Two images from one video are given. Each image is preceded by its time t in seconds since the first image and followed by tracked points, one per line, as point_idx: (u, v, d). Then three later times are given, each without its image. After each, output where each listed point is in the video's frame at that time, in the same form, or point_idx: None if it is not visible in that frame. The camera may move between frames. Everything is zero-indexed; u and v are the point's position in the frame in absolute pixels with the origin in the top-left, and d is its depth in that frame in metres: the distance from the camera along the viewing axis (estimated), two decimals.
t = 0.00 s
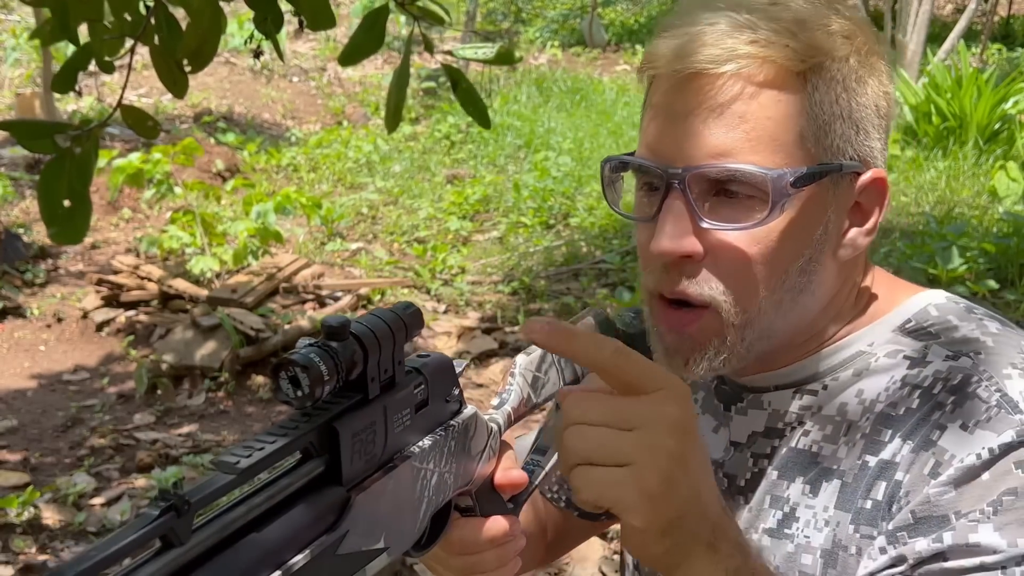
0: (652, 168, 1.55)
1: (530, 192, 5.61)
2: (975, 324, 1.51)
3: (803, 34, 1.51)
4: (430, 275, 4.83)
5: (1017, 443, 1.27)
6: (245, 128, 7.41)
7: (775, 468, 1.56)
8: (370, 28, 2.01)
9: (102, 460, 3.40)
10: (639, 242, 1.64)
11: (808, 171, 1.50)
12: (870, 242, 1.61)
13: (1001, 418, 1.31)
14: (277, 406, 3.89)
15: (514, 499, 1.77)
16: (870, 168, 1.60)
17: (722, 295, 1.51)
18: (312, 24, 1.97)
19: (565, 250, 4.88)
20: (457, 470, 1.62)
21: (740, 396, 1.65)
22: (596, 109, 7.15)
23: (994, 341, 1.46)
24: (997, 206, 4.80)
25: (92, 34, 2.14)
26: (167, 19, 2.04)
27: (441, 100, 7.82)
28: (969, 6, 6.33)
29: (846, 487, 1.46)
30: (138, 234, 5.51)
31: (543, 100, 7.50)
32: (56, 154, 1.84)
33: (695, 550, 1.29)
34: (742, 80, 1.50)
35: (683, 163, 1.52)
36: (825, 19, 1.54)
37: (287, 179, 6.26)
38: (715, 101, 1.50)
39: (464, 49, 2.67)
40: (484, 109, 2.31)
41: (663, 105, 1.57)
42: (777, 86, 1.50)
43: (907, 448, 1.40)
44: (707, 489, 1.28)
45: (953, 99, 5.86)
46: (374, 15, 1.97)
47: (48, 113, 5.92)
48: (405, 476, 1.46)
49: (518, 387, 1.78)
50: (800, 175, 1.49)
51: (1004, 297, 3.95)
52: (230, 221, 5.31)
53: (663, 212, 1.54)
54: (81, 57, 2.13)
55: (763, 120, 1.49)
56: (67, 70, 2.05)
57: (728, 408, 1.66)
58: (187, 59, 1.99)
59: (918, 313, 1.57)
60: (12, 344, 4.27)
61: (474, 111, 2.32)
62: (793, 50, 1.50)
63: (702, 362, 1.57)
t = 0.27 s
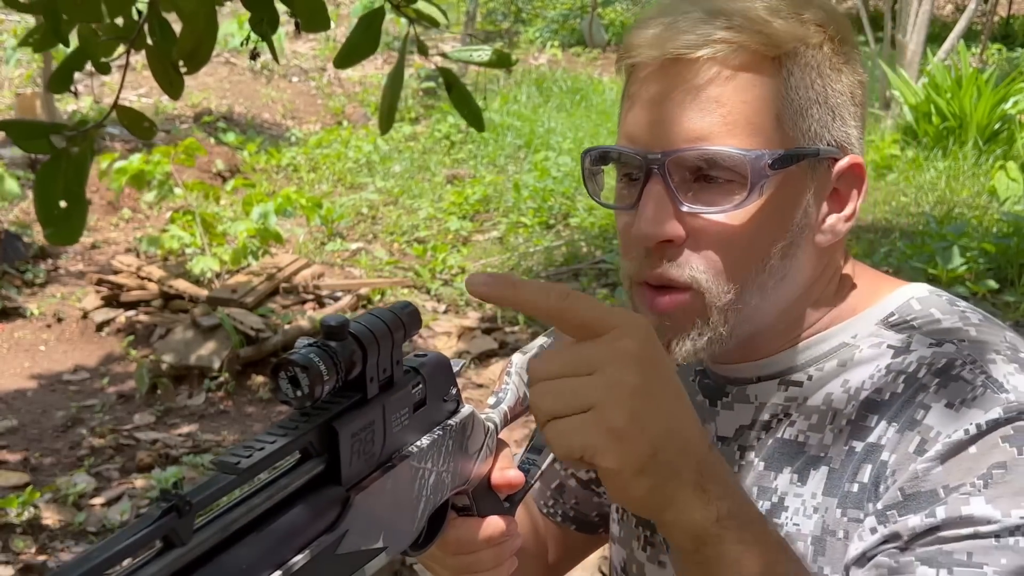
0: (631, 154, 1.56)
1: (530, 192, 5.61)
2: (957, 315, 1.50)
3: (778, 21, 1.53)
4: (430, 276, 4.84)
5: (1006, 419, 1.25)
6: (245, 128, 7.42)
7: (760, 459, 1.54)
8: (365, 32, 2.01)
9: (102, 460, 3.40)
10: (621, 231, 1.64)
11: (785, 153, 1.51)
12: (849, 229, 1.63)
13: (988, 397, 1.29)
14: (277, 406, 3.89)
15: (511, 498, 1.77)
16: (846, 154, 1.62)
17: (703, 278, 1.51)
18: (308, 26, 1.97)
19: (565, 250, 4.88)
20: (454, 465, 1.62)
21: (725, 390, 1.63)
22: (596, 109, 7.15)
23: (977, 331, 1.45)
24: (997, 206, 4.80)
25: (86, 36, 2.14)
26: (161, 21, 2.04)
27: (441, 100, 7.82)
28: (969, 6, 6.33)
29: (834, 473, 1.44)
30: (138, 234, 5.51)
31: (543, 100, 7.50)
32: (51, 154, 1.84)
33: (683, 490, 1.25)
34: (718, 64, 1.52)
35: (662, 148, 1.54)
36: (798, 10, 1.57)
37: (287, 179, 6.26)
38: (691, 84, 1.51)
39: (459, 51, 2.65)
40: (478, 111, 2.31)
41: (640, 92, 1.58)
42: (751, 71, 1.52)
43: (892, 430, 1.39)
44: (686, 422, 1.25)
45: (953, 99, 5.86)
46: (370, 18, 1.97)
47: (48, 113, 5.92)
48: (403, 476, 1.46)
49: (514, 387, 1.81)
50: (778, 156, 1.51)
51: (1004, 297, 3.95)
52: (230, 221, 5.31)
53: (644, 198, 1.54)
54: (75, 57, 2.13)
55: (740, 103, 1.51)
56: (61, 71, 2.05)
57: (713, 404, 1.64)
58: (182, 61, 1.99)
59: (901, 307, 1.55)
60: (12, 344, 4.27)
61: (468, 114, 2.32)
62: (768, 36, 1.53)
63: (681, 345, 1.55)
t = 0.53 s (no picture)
0: (611, 150, 1.58)
1: (530, 192, 5.61)
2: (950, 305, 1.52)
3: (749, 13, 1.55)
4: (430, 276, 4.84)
5: (1006, 391, 1.26)
6: (245, 128, 7.42)
7: (757, 454, 1.53)
8: (359, 33, 2.01)
9: (102, 460, 3.41)
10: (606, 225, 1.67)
11: (763, 141, 1.53)
12: (835, 220, 1.64)
13: (985, 373, 1.31)
14: (277, 406, 3.89)
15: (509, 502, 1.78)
16: (826, 145, 1.64)
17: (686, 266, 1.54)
18: (303, 26, 1.97)
19: (565, 250, 4.87)
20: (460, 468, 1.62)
21: (720, 389, 1.62)
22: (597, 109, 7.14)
23: (970, 321, 1.47)
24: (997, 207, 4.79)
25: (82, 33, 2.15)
26: (158, 20, 2.05)
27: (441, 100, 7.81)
28: (969, 6, 6.32)
29: (833, 462, 1.43)
30: (138, 234, 5.52)
31: (543, 100, 7.50)
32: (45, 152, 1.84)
33: (651, 435, 1.21)
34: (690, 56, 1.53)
35: (640, 142, 1.55)
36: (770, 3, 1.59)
37: (287, 180, 6.26)
38: (666, 78, 1.53)
39: (453, 53, 2.64)
40: (471, 113, 2.32)
41: (618, 89, 1.60)
42: (724, 62, 1.53)
43: (890, 414, 1.39)
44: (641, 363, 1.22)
45: (953, 99, 5.85)
46: (364, 18, 1.97)
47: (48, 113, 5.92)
48: (409, 480, 1.46)
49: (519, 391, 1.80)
50: (755, 144, 1.53)
51: (1003, 297, 3.95)
52: (230, 221, 5.31)
53: (625, 191, 1.56)
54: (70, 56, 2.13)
55: (716, 94, 1.53)
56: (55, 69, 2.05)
57: (709, 403, 1.63)
58: (177, 59, 1.99)
59: (895, 302, 1.54)
60: (12, 344, 4.27)
61: (461, 116, 2.32)
62: (742, 28, 1.54)
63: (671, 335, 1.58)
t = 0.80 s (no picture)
0: (619, 140, 1.52)
1: (531, 192, 5.61)
2: (947, 316, 1.46)
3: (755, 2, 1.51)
4: (430, 275, 4.84)
5: (1000, 418, 1.18)
6: (245, 128, 7.42)
7: (747, 457, 1.51)
8: (357, 31, 2.00)
9: (101, 460, 3.40)
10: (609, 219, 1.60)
11: (774, 130, 1.47)
12: (834, 211, 1.60)
13: (979, 396, 1.23)
14: (276, 406, 3.89)
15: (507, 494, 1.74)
16: (830, 135, 1.59)
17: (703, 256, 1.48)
18: (303, 24, 1.98)
19: (565, 250, 4.86)
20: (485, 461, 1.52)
21: (711, 385, 1.61)
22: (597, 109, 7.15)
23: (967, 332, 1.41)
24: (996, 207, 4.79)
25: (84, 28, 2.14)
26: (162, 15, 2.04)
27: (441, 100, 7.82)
28: (969, 6, 6.33)
29: (823, 473, 1.39)
30: (138, 234, 5.52)
31: (544, 100, 7.51)
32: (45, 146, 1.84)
33: (661, 529, 1.12)
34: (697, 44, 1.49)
35: (648, 131, 1.50)
36: None
37: (287, 180, 6.26)
38: (674, 67, 1.49)
39: (450, 55, 2.65)
40: (467, 115, 2.32)
41: (623, 79, 1.55)
42: (733, 50, 1.49)
43: (884, 432, 1.33)
44: (662, 456, 1.13)
45: (953, 98, 5.85)
46: (364, 18, 1.97)
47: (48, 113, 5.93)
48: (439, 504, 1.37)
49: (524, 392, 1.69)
50: (766, 132, 1.47)
51: (1003, 297, 3.95)
52: (230, 221, 5.31)
53: (635, 181, 1.50)
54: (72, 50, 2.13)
55: (723, 85, 1.48)
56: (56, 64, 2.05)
57: (699, 398, 1.62)
58: (179, 55, 1.98)
59: (889, 306, 1.50)
60: (12, 344, 4.27)
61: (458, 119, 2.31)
62: (747, 18, 1.49)
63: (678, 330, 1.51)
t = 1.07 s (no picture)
0: (617, 145, 1.46)
1: (531, 192, 5.61)
2: (940, 326, 1.44)
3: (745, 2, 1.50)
4: (430, 275, 4.84)
5: (1004, 443, 1.15)
6: (245, 128, 7.42)
7: (744, 468, 1.47)
8: (368, 25, 1.98)
9: (102, 460, 3.40)
10: (602, 222, 1.54)
11: (774, 129, 1.46)
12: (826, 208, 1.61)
13: (983, 420, 1.20)
14: (276, 406, 3.88)
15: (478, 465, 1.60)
16: (817, 134, 1.59)
17: (706, 259, 1.44)
18: (307, 21, 1.98)
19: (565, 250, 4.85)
20: (497, 418, 1.33)
21: (703, 388, 1.59)
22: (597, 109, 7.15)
23: (961, 343, 1.38)
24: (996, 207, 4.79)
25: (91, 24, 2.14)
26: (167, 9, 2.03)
27: (441, 100, 7.82)
28: (969, 6, 6.32)
29: (824, 490, 1.35)
30: (138, 234, 5.52)
31: (544, 100, 7.51)
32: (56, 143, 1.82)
33: None
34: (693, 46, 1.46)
35: (648, 134, 1.44)
36: None
37: (287, 179, 6.26)
38: (672, 68, 1.45)
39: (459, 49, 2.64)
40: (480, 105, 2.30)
41: (616, 83, 1.51)
42: (727, 50, 1.47)
43: (888, 452, 1.29)
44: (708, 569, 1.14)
45: (953, 98, 5.85)
46: (370, 11, 1.95)
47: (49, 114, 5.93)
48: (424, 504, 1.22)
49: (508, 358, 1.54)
50: (766, 131, 1.46)
51: (1003, 297, 3.95)
52: (230, 221, 5.31)
53: (636, 184, 1.44)
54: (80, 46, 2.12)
55: (720, 86, 1.46)
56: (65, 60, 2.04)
57: (692, 401, 1.60)
58: (187, 50, 1.97)
59: (883, 314, 1.49)
60: (12, 344, 4.27)
61: (471, 109, 2.31)
62: (740, 17, 1.48)
63: (679, 335, 1.47)
